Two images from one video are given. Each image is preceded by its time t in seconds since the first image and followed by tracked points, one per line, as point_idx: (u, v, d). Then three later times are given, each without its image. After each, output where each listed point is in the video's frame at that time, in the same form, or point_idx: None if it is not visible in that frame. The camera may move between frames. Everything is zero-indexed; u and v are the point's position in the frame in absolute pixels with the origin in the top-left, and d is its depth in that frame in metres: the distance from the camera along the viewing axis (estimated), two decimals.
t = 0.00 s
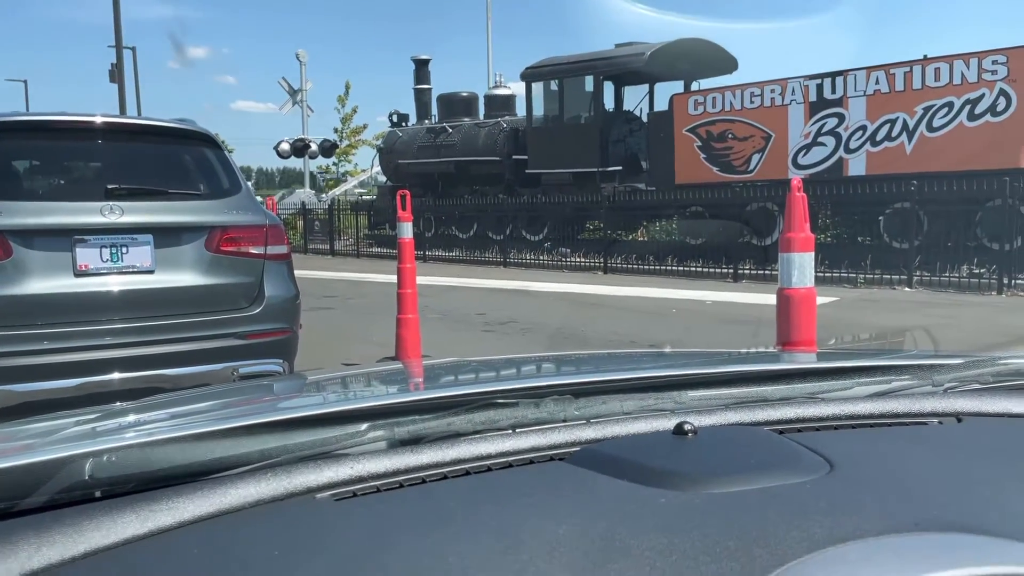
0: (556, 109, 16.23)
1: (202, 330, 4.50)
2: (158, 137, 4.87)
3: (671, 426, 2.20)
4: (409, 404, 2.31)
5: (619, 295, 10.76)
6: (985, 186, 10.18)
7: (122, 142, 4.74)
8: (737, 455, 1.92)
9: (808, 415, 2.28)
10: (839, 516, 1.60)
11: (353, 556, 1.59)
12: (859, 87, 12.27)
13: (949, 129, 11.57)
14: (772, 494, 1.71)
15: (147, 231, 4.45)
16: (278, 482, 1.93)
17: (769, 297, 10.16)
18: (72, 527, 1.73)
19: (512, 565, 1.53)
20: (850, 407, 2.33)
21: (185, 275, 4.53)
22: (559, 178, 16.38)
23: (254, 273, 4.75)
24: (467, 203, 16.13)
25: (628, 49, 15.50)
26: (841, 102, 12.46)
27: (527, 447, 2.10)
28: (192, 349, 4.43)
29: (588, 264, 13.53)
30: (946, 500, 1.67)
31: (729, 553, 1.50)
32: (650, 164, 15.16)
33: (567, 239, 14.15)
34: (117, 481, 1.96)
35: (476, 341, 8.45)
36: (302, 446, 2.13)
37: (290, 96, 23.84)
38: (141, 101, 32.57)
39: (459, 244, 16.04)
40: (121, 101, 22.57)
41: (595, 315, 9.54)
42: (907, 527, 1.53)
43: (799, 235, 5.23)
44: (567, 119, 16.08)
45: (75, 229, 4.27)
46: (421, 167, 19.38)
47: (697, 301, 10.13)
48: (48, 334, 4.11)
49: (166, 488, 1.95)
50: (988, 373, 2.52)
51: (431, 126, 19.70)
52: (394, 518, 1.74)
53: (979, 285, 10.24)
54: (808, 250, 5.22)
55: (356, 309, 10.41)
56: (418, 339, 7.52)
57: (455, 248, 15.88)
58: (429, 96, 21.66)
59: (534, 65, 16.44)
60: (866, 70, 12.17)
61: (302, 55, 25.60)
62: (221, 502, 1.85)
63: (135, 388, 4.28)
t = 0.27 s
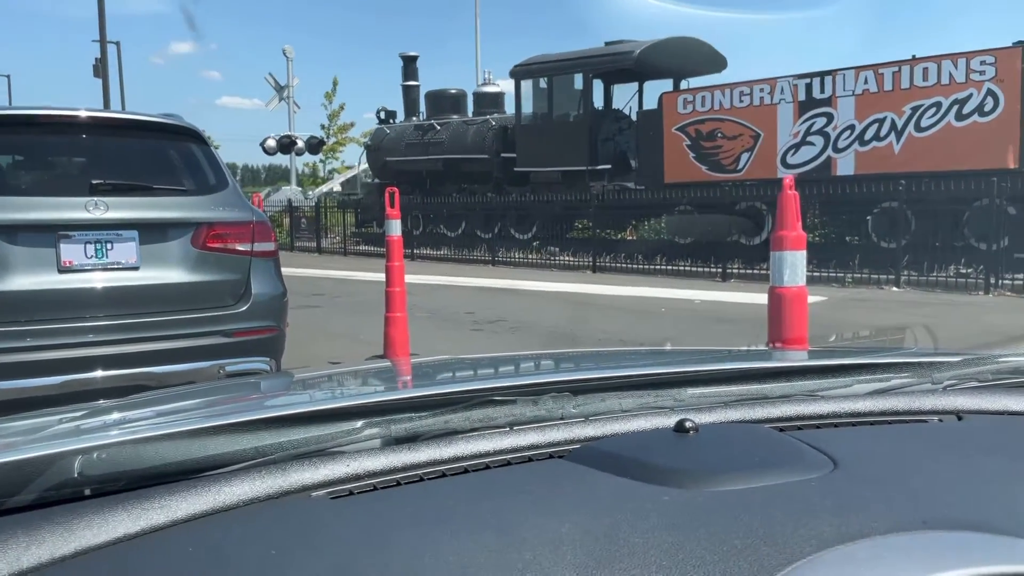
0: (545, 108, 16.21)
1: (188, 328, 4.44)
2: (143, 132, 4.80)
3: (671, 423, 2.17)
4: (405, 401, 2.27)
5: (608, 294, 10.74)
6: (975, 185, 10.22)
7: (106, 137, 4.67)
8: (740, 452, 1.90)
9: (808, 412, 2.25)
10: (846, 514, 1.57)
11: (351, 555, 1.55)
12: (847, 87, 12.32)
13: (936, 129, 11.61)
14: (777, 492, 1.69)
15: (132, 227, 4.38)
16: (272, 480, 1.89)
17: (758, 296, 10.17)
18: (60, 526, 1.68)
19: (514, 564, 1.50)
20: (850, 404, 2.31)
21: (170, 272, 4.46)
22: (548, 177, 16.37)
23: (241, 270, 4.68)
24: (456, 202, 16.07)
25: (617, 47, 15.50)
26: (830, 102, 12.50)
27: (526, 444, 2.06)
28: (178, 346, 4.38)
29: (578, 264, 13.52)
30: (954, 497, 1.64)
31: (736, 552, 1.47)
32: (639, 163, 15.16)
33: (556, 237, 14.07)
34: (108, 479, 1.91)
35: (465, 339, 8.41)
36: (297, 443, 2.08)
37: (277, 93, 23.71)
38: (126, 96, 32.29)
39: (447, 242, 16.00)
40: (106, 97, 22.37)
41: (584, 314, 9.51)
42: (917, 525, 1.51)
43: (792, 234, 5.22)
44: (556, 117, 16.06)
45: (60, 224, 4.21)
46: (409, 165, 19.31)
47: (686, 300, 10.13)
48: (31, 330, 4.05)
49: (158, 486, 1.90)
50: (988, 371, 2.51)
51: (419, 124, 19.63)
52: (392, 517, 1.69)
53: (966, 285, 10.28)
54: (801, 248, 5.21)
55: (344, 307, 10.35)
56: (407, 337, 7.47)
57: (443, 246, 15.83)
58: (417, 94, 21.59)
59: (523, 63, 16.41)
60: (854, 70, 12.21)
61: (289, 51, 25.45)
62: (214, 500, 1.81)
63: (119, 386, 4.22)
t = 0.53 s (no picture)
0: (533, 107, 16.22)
1: (177, 327, 4.42)
2: (133, 130, 4.75)
3: (675, 426, 2.18)
4: (409, 403, 2.26)
5: (597, 294, 10.77)
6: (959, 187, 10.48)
7: (95, 134, 4.63)
8: (747, 455, 1.90)
9: (810, 415, 2.27)
10: (855, 520, 1.61)
11: (360, 559, 1.54)
12: (834, 88, 12.39)
13: (922, 130, 11.69)
14: (785, 496, 1.71)
15: (120, 225, 4.36)
16: (277, 482, 1.87)
17: (746, 297, 10.22)
18: (64, 530, 1.66)
19: (526, 568, 1.50)
20: (851, 407, 2.32)
21: (159, 271, 4.44)
22: (537, 176, 16.40)
23: (230, 269, 4.66)
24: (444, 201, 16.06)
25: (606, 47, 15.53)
26: (817, 103, 12.58)
27: (531, 447, 2.06)
28: (167, 345, 4.35)
29: (565, 263, 13.53)
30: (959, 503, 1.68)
31: (748, 557, 1.49)
32: (627, 163, 15.18)
33: (545, 237, 14.18)
34: (109, 482, 1.88)
35: (456, 338, 8.41)
36: (301, 445, 2.07)
37: (264, 91, 23.61)
38: (112, 93, 32.05)
39: (435, 241, 16.00)
40: (92, 94, 22.22)
41: (574, 314, 9.51)
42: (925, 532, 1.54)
43: (782, 235, 5.22)
44: (544, 117, 16.07)
45: (47, 223, 4.19)
46: (397, 164, 19.27)
47: (675, 300, 10.17)
48: (18, 329, 4.02)
49: (161, 489, 1.88)
50: (986, 373, 2.53)
51: (407, 122, 19.60)
52: (401, 522, 1.69)
53: (951, 285, 10.29)
54: (791, 249, 5.21)
55: (333, 306, 10.32)
56: (396, 337, 7.44)
57: (431, 245, 15.83)
58: (406, 93, 21.55)
59: (512, 63, 16.41)
60: (841, 71, 12.29)
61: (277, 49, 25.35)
62: (220, 503, 1.79)
63: (107, 385, 4.19)
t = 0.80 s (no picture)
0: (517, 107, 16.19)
1: (160, 327, 4.35)
2: (116, 128, 4.68)
3: (691, 429, 2.17)
4: (419, 408, 2.24)
5: (582, 294, 10.76)
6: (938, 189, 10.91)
7: (77, 132, 4.55)
8: (766, 459, 1.89)
9: (822, 417, 2.26)
10: (881, 525, 1.60)
11: (385, 566, 1.51)
12: (817, 90, 12.48)
13: (904, 132, 11.80)
14: (808, 502, 1.70)
15: (104, 223, 4.29)
16: (292, 487, 1.83)
17: (731, 297, 10.27)
18: (75, 538, 1.61)
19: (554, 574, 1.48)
20: (860, 409, 2.32)
21: (143, 269, 4.37)
22: (520, 176, 16.41)
23: (216, 268, 4.60)
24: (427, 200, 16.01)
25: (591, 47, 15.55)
26: (799, 104, 12.67)
27: (545, 450, 2.04)
28: (150, 346, 4.28)
29: (550, 262, 13.39)
30: (983, 509, 1.69)
31: (780, 563, 1.48)
32: (611, 163, 15.19)
33: (528, 237, 14.16)
34: (119, 487, 1.83)
35: (442, 339, 8.37)
36: (313, 448, 2.04)
37: (245, 88, 23.40)
38: (90, 87, 31.64)
39: (418, 241, 15.96)
40: (69, 89, 21.92)
41: (560, 314, 9.49)
42: (952, 537, 1.54)
43: (772, 236, 5.24)
44: (528, 116, 16.06)
45: (29, 221, 4.11)
46: (379, 163, 19.18)
47: (660, 300, 10.19)
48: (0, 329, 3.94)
49: (174, 495, 1.83)
50: (993, 376, 2.55)
51: (390, 121, 19.50)
52: (422, 528, 1.65)
53: (932, 286, 10.35)
54: (781, 251, 5.23)
55: (316, 306, 10.24)
56: (380, 337, 7.37)
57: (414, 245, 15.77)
58: (388, 91, 21.44)
59: (495, 62, 16.37)
60: (824, 73, 12.38)
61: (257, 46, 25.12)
62: (234, 509, 1.75)
63: (89, 386, 4.12)
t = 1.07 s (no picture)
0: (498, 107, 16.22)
1: (139, 327, 4.33)
2: (96, 126, 4.63)
3: (684, 427, 2.20)
4: (415, 407, 2.26)
5: (564, 294, 10.81)
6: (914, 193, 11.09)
7: (56, 130, 4.50)
8: (759, 456, 1.93)
9: (810, 415, 2.31)
10: (872, 520, 1.65)
11: (389, 562, 1.53)
12: (795, 93, 12.61)
13: (881, 135, 11.95)
14: (801, 498, 1.74)
15: (84, 223, 4.27)
16: (291, 485, 1.84)
17: (710, 297, 10.36)
18: (76, 537, 1.61)
19: (557, 569, 1.50)
20: (847, 407, 2.37)
21: (123, 269, 4.36)
22: (501, 176, 16.43)
23: (197, 268, 4.58)
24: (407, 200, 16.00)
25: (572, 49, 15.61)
26: (777, 107, 12.80)
27: (541, 448, 2.06)
28: (130, 346, 4.27)
29: (531, 263, 13.45)
30: (971, 503, 1.74)
31: (777, 557, 1.52)
32: (591, 164, 15.25)
33: (509, 237, 14.16)
34: (116, 486, 1.82)
35: (424, 339, 8.38)
36: (310, 448, 2.05)
37: (224, 86, 23.27)
38: (68, 84, 31.32)
39: (398, 241, 15.96)
40: (45, 86, 21.69)
41: (541, 314, 9.52)
42: (942, 532, 1.59)
43: (754, 237, 5.29)
44: (509, 117, 16.10)
45: (8, 219, 4.08)
46: (359, 162, 19.13)
47: (641, 300, 10.26)
48: None
49: (173, 494, 1.84)
50: (975, 375, 2.62)
51: (370, 121, 19.46)
52: (423, 526, 1.67)
53: (908, 287, 10.50)
54: (763, 251, 5.28)
55: (297, 305, 10.22)
56: (362, 338, 7.36)
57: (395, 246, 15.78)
58: (368, 91, 21.39)
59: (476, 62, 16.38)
60: (802, 77, 12.52)
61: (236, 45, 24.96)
62: (235, 507, 1.75)
63: (66, 386, 4.11)
